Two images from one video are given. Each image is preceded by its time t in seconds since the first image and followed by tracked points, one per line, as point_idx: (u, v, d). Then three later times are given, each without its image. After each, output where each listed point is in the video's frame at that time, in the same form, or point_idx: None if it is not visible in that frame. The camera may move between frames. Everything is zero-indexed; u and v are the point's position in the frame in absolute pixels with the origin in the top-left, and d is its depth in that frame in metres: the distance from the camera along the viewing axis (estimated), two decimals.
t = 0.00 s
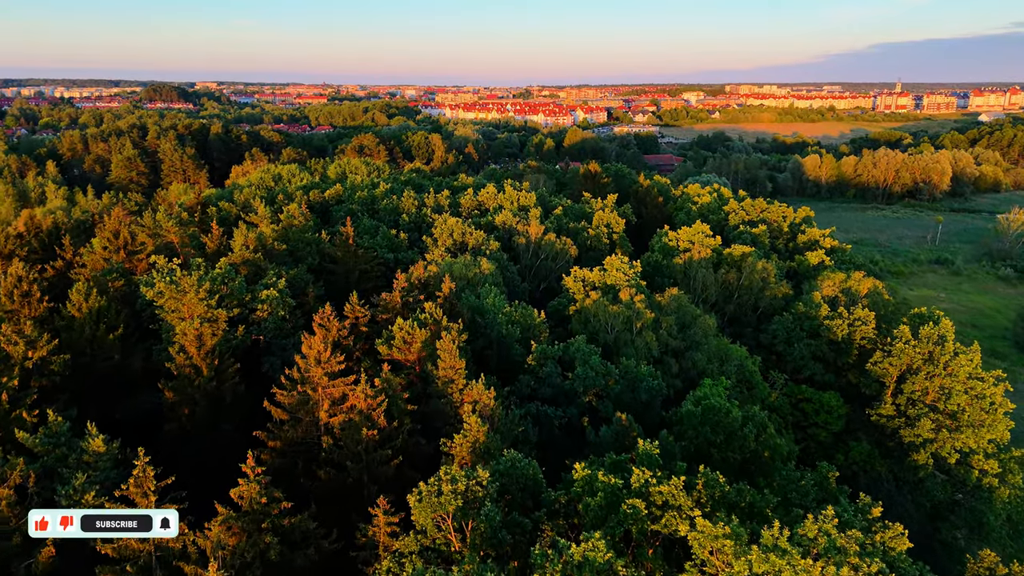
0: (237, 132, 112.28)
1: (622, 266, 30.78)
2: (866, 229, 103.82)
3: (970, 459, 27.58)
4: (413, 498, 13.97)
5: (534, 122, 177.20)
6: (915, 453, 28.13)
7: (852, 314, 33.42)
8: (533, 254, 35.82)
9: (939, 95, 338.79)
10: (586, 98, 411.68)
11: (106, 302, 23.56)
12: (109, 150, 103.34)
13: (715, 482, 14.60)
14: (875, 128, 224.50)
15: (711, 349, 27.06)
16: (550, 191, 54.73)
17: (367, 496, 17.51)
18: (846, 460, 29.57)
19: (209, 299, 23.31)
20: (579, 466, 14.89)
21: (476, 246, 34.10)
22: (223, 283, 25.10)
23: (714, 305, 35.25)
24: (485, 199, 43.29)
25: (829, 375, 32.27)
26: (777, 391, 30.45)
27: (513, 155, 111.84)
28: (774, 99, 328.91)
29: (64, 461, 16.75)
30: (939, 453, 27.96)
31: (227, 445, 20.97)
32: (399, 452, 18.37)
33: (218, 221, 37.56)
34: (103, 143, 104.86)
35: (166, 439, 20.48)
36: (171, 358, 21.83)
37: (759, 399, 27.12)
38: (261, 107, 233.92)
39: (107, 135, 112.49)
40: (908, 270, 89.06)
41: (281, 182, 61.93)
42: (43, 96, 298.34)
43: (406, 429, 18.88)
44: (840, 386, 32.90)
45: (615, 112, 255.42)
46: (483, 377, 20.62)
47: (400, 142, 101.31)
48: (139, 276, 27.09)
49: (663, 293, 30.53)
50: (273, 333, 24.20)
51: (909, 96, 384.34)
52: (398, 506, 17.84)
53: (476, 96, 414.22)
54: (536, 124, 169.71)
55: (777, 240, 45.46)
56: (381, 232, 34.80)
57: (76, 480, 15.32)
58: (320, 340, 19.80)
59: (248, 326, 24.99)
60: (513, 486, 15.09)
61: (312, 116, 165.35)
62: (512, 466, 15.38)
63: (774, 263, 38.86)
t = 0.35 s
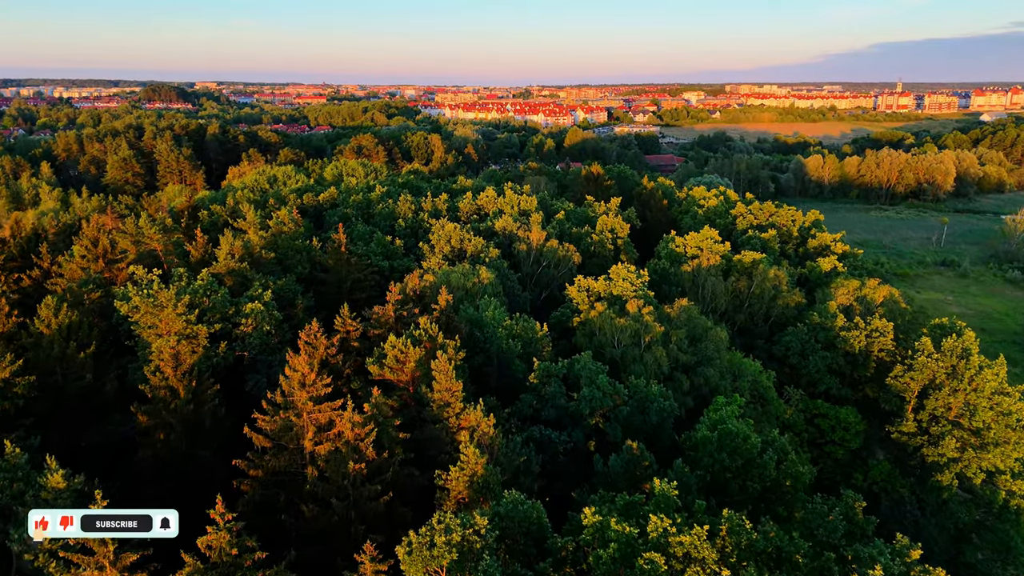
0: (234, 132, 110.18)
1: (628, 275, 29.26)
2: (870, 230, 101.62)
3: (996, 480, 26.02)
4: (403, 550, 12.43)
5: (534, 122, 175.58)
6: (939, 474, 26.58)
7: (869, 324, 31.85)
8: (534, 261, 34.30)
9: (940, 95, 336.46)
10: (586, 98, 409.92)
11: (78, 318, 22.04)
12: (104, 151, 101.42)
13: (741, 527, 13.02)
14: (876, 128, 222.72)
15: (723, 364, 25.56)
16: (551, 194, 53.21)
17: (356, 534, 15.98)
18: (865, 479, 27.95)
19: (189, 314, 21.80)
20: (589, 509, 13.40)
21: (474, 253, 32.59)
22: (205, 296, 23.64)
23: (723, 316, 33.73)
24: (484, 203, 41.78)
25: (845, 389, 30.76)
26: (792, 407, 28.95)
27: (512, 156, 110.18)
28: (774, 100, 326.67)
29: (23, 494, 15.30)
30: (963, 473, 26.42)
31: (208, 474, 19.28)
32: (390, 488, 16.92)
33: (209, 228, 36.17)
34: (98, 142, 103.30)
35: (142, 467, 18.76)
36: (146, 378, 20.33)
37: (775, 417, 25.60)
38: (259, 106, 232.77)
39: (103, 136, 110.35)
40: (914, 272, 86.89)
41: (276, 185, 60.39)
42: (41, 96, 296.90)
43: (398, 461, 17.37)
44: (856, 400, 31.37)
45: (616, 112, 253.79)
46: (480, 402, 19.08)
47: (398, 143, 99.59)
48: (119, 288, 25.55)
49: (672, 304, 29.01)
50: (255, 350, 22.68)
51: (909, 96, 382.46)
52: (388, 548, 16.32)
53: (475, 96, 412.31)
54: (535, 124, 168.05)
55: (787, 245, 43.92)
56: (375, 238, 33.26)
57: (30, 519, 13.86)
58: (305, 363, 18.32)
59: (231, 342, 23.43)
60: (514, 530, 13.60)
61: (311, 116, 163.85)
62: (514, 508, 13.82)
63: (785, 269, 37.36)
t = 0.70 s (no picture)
0: (231, 132, 108.24)
1: (636, 285, 27.70)
2: (874, 232, 99.72)
3: None
4: None
5: (534, 122, 173.61)
6: (966, 496, 24.97)
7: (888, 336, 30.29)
8: (536, 269, 32.77)
9: (941, 95, 334.20)
10: (585, 98, 408.29)
11: (46, 337, 20.48)
12: (99, 151, 99.65)
13: None
14: (877, 128, 220.91)
15: (738, 382, 24.00)
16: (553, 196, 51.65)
17: None
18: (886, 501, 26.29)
19: (165, 331, 20.26)
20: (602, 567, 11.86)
21: (473, 261, 31.04)
22: (185, 311, 22.08)
23: (734, 326, 32.20)
24: (484, 207, 40.21)
25: (864, 404, 29.19)
26: (809, 425, 27.39)
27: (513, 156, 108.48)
28: (775, 100, 324.81)
29: None
30: (992, 496, 24.82)
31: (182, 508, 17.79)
32: (379, 529, 15.42)
33: (197, 234, 34.64)
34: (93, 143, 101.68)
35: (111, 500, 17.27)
36: (118, 400, 18.77)
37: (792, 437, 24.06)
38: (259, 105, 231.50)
39: (98, 136, 108.45)
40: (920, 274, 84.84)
41: (271, 187, 58.83)
42: (39, 96, 295.35)
43: (388, 499, 15.86)
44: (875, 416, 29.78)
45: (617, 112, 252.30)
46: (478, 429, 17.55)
47: (397, 143, 97.93)
48: (95, 300, 24.00)
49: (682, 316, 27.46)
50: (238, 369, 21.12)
51: (909, 96, 380.33)
52: None
53: (475, 96, 410.51)
54: (535, 124, 166.47)
55: (797, 251, 42.36)
56: (370, 245, 31.73)
57: None
58: (288, 387, 16.78)
59: (211, 360, 21.93)
60: None
61: (310, 116, 162.42)
62: (515, 562, 12.27)
63: (798, 277, 35.81)
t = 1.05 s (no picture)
0: (228, 133, 106.39)
1: (645, 297, 26.17)
2: (878, 233, 97.92)
3: None
4: None
5: (533, 122, 172.04)
6: (995, 522, 23.41)
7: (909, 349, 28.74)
8: (538, 277, 31.25)
9: (942, 94, 332.23)
10: (585, 98, 406.95)
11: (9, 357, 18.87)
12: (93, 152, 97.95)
13: None
14: (879, 128, 219.26)
15: (754, 402, 22.45)
16: (554, 199, 50.11)
17: None
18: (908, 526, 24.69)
19: (138, 351, 18.70)
20: None
21: (472, 269, 29.52)
22: (162, 327, 20.52)
23: (746, 338, 30.70)
24: (483, 212, 38.65)
25: (884, 422, 27.65)
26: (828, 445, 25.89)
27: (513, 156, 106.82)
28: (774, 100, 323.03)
29: None
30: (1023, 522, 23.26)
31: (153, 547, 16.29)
32: None
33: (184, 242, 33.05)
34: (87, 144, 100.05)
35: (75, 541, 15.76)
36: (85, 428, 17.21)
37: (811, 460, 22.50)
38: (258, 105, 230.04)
39: (93, 137, 106.66)
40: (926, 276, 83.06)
41: (266, 189, 57.30)
42: (38, 95, 293.97)
43: (376, 544, 14.38)
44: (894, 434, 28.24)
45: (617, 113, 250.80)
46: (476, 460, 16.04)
47: (396, 143, 96.31)
48: (67, 315, 22.41)
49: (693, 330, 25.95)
50: (218, 391, 19.61)
51: (909, 96, 378.49)
52: None
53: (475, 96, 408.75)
54: (535, 124, 164.86)
55: (807, 257, 40.81)
56: (364, 253, 30.21)
57: None
58: (267, 417, 15.25)
59: (189, 381, 20.41)
60: None
61: (309, 116, 160.88)
62: None
63: (811, 285, 34.29)
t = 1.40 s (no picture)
0: (225, 133, 104.82)
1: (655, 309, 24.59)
2: (882, 234, 96.23)
3: None
4: None
5: (533, 122, 170.46)
6: None
7: (932, 363, 27.18)
8: (540, 287, 29.71)
9: (944, 94, 330.12)
10: (585, 98, 405.04)
11: None
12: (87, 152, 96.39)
13: None
14: (881, 128, 217.53)
15: (773, 424, 20.87)
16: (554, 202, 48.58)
17: None
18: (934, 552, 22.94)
19: (105, 375, 17.13)
20: None
21: (471, 278, 28.00)
22: (133, 346, 18.94)
23: (759, 350, 29.15)
24: (482, 216, 37.08)
25: (907, 441, 26.08)
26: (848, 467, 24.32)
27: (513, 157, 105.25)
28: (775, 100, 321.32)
29: None
30: None
31: None
32: None
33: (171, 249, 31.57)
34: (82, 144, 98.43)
35: None
36: (46, 460, 15.67)
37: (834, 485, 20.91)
38: (257, 105, 228.46)
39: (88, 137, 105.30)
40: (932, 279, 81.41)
41: (261, 192, 55.84)
42: (37, 95, 292.59)
43: None
44: (917, 453, 26.65)
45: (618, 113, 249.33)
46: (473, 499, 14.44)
47: (394, 143, 94.75)
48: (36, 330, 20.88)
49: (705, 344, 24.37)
50: (194, 416, 18.05)
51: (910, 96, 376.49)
52: None
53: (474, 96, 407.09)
54: (536, 124, 163.39)
55: (819, 263, 39.26)
56: (357, 261, 28.66)
57: None
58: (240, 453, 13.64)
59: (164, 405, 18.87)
60: None
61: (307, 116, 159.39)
62: None
63: (826, 294, 32.73)
